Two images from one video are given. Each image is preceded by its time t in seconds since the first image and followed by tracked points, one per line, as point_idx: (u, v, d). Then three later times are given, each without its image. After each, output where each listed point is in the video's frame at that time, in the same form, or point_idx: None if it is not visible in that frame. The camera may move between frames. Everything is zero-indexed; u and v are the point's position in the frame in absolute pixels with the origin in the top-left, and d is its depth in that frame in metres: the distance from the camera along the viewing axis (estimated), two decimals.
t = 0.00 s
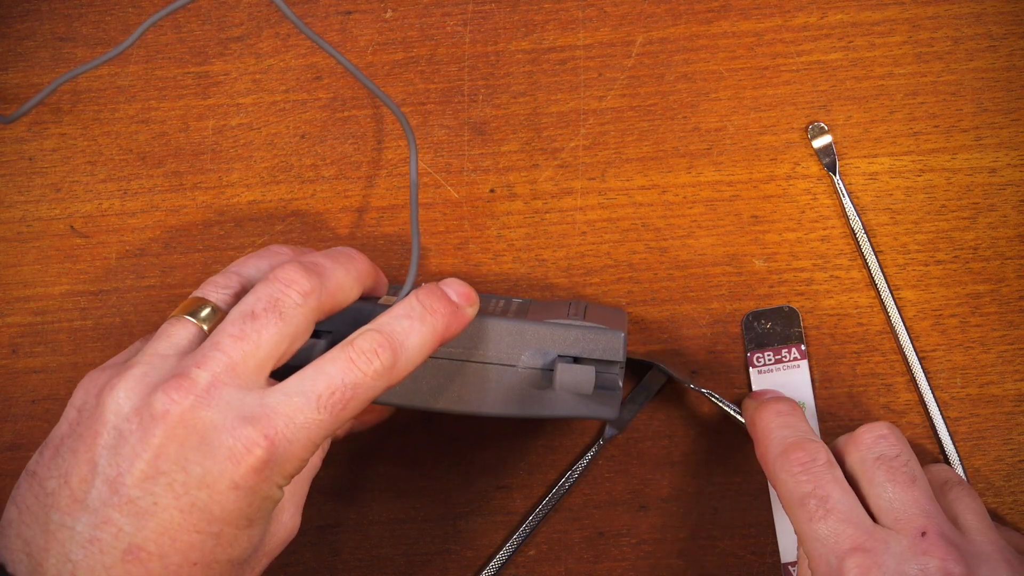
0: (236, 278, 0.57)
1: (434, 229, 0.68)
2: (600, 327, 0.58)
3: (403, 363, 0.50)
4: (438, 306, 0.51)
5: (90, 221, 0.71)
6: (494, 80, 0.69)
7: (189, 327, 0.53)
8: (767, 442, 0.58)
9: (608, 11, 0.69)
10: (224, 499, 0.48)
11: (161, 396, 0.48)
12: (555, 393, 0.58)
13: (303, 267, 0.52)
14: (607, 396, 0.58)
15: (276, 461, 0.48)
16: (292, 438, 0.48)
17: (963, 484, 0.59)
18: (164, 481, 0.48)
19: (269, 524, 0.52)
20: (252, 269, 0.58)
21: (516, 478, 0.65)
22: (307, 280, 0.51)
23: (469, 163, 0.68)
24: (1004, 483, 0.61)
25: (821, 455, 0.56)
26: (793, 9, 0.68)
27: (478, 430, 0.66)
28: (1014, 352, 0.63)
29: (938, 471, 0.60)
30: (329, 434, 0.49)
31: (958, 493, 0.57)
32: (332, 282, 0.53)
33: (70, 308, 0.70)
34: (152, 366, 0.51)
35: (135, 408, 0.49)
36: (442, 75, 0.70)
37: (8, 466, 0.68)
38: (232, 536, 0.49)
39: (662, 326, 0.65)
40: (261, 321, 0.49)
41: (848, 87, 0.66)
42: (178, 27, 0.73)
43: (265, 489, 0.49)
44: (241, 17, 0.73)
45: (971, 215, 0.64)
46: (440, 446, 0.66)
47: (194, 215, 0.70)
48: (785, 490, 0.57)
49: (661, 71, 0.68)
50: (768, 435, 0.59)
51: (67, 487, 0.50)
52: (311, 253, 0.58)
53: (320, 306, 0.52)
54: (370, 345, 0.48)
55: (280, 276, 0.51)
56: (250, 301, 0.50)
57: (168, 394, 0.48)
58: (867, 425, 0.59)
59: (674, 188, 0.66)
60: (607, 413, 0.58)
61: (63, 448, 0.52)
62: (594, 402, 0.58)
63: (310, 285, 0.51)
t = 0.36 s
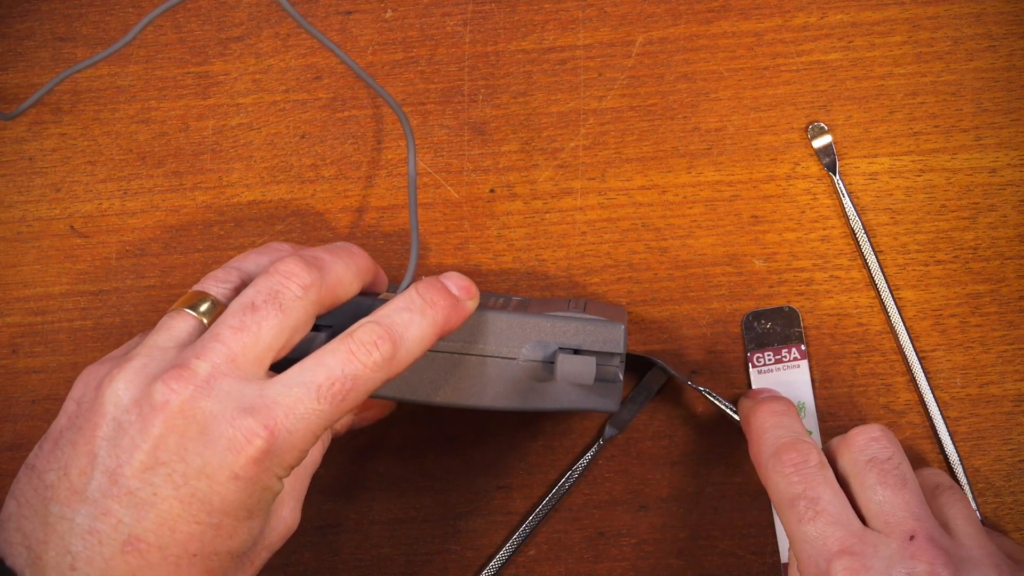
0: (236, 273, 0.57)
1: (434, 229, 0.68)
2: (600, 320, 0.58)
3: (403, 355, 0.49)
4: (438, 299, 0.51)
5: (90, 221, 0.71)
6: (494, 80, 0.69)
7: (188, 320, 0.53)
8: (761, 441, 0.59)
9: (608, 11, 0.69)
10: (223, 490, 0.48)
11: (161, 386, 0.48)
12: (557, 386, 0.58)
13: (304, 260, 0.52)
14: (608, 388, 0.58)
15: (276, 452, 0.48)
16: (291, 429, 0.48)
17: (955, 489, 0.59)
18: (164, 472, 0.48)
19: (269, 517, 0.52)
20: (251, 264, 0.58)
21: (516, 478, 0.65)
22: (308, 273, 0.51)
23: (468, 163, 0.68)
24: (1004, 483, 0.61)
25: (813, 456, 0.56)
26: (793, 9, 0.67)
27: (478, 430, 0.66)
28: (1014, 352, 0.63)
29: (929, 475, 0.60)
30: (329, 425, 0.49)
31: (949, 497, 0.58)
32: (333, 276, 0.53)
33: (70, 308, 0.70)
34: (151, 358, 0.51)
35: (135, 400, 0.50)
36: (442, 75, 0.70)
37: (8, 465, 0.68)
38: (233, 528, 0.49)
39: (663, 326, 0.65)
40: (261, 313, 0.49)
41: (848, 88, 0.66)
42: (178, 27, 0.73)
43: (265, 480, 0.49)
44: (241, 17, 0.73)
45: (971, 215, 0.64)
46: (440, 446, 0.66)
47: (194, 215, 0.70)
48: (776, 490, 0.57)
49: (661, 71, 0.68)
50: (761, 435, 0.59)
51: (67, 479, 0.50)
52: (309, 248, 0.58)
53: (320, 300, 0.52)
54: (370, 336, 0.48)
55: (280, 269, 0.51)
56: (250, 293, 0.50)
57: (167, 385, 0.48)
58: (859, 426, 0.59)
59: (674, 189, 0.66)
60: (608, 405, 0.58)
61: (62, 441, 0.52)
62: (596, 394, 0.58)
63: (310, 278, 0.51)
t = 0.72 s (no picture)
0: (234, 268, 0.58)
1: (434, 229, 0.68)
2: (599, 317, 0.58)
3: (400, 343, 0.49)
4: (437, 291, 0.51)
5: (90, 221, 0.71)
6: (494, 80, 0.69)
7: (188, 313, 0.53)
8: (750, 436, 0.59)
9: (608, 10, 0.69)
10: (217, 474, 0.48)
11: (155, 369, 0.49)
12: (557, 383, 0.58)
13: (311, 255, 0.52)
14: (608, 386, 0.58)
15: (270, 437, 0.48)
16: (285, 413, 0.47)
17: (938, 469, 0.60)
18: (158, 455, 0.48)
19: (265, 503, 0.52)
20: (253, 261, 0.58)
21: (516, 478, 0.65)
22: (313, 268, 0.51)
23: (469, 163, 0.68)
24: (1004, 483, 0.62)
25: (801, 453, 0.57)
26: (794, 9, 0.67)
27: (478, 429, 0.66)
28: (1014, 352, 0.63)
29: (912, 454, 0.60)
30: (324, 411, 0.49)
31: (933, 480, 0.59)
32: (338, 274, 0.53)
33: (70, 308, 0.70)
34: (148, 344, 0.51)
35: (130, 383, 0.50)
36: (442, 75, 0.70)
37: (9, 464, 0.68)
38: (227, 512, 0.49)
39: (663, 326, 0.65)
40: (262, 303, 0.49)
41: (848, 87, 0.66)
42: (178, 27, 0.73)
43: (259, 465, 0.48)
44: (241, 17, 0.72)
45: (971, 216, 0.64)
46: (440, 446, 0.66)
47: (194, 215, 0.70)
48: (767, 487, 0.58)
49: (661, 71, 0.68)
50: (752, 431, 0.59)
51: (64, 464, 0.50)
52: (313, 246, 0.59)
53: (323, 295, 0.52)
54: (366, 323, 0.48)
55: (285, 262, 0.51)
56: (252, 283, 0.50)
57: (161, 368, 0.48)
58: (832, 421, 0.60)
59: (673, 189, 0.66)
60: (609, 402, 0.58)
61: (60, 426, 0.52)
62: (596, 391, 0.58)
63: (315, 273, 0.51)
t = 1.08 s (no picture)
0: (233, 271, 0.58)
1: (434, 229, 0.68)
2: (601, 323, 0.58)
3: (395, 342, 0.49)
4: (433, 292, 0.51)
5: (90, 221, 0.71)
6: (494, 80, 0.69)
7: (187, 312, 0.54)
8: (763, 417, 0.59)
9: (608, 10, 0.69)
10: (209, 470, 0.48)
11: (150, 364, 0.48)
12: (556, 388, 0.58)
13: (312, 258, 0.52)
14: (607, 392, 0.58)
15: (263, 434, 0.47)
16: (279, 411, 0.47)
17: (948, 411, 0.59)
18: (152, 449, 0.48)
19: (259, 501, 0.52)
20: (250, 263, 0.59)
21: (516, 478, 0.65)
22: (313, 271, 0.51)
23: (469, 163, 0.68)
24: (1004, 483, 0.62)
25: (817, 424, 0.57)
26: (793, 9, 0.67)
27: (478, 429, 0.66)
28: (1014, 352, 0.63)
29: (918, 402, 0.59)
30: (318, 409, 0.48)
31: (947, 424, 0.58)
32: (338, 277, 0.53)
33: (70, 308, 0.70)
34: (145, 340, 0.52)
35: (124, 378, 0.50)
36: (442, 76, 0.70)
37: (9, 465, 0.68)
38: (219, 508, 0.49)
39: (662, 326, 0.65)
40: (261, 303, 0.49)
41: (848, 87, 0.66)
42: (178, 27, 0.73)
43: (251, 462, 0.48)
44: (241, 17, 0.72)
45: (971, 216, 0.64)
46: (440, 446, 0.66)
47: (194, 215, 0.70)
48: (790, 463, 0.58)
49: (661, 71, 0.68)
50: (763, 412, 0.59)
51: (58, 457, 0.50)
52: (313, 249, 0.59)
53: (322, 298, 0.52)
54: (361, 322, 0.48)
55: (286, 264, 0.51)
56: (252, 283, 0.50)
57: (156, 363, 0.48)
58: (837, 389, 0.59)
59: (673, 189, 0.66)
60: (608, 407, 0.58)
61: (56, 420, 0.52)
62: (595, 397, 0.58)
63: (316, 276, 0.51)
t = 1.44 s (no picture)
0: (234, 269, 0.58)
1: (434, 229, 0.68)
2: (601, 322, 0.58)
3: (395, 340, 0.49)
4: (432, 290, 0.51)
5: (90, 221, 0.71)
6: (494, 80, 0.69)
7: (188, 310, 0.54)
8: (765, 397, 0.59)
9: (608, 11, 0.69)
10: (209, 468, 0.48)
11: (150, 362, 0.48)
12: (556, 387, 0.58)
13: (312, 255, 0.52)
14: (608, 390, 0.59)
15: (263, 432, 0.47)
16: (279, 408, 0.47)
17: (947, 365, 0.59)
18: (152, 447, 0.48)
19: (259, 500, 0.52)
20: (250, 261, 0.59)
21: (516, 478, 0.65)
22: (313, 269, 0.51)
23: (468, 163, 0.68)
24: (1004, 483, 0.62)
25: (816, 396, 0.57)
26: (793, 9, 0.67)
27: (478, 429, 0.66)
28: (1014, 352, 0.63)
29: (916, 360, 0.59)
30: (318, 407, 0.49)
31: (946, 380, 0.58)
32: (338, 276, 0.53)
33: (70, 308, 0.70)
34: (145, 337, 0.52)
35: (124, 375, 0.50)
36: (442, 76, 0.70)
37: (9, 465, 0.69)
38: (219, 506, 0.49)
39: (662, 326, 0.65)
40: (261, 300, 0.49)
41: (848, 87, 0.66)
42: (178, 27, 0.73)
43: (251, 460, 0.48)
44: (241, 17, 0.72)
45: (971, 216, 0.64)
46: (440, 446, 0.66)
47: (193, 215, 0.70)
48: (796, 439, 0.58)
49: (661, 71, 0.68)
50: (763, 391, 0.59)
51: (58, 454, 0.50)
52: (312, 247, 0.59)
53: (323, 296, 0.52)
54: (362, 319, 0.48)
55: (286, 262, 0.51)
56: (252, 281, 0.50)
57: (156, 361, 0.48)
58: (836, 359, 0.59)
59: (673, 189, 0.66)
60: (607, 405, 0.59)
61: (56, 417, 0.52)
62: (595, 395, 0.59)
63: (315, 274, 0.51)
